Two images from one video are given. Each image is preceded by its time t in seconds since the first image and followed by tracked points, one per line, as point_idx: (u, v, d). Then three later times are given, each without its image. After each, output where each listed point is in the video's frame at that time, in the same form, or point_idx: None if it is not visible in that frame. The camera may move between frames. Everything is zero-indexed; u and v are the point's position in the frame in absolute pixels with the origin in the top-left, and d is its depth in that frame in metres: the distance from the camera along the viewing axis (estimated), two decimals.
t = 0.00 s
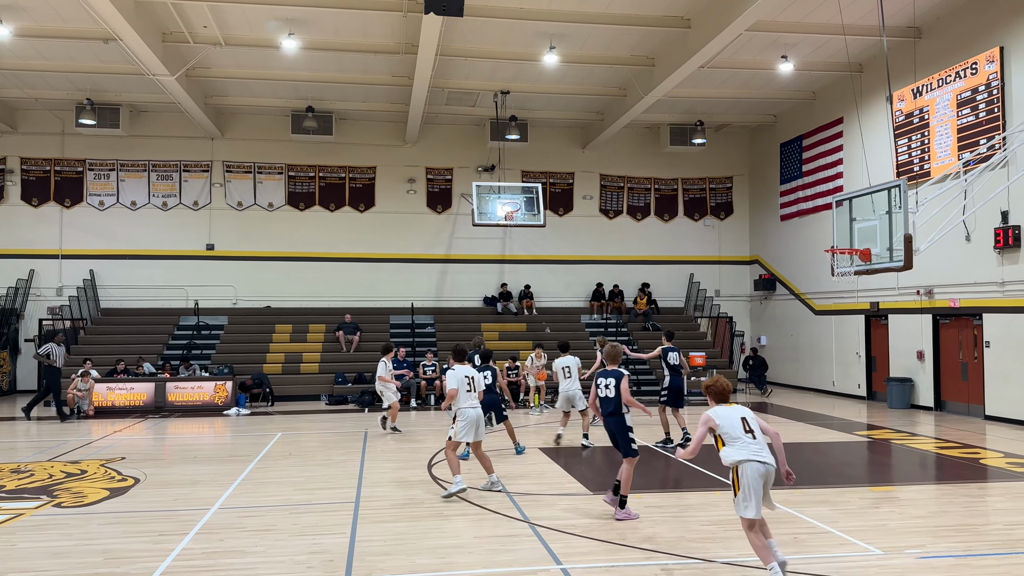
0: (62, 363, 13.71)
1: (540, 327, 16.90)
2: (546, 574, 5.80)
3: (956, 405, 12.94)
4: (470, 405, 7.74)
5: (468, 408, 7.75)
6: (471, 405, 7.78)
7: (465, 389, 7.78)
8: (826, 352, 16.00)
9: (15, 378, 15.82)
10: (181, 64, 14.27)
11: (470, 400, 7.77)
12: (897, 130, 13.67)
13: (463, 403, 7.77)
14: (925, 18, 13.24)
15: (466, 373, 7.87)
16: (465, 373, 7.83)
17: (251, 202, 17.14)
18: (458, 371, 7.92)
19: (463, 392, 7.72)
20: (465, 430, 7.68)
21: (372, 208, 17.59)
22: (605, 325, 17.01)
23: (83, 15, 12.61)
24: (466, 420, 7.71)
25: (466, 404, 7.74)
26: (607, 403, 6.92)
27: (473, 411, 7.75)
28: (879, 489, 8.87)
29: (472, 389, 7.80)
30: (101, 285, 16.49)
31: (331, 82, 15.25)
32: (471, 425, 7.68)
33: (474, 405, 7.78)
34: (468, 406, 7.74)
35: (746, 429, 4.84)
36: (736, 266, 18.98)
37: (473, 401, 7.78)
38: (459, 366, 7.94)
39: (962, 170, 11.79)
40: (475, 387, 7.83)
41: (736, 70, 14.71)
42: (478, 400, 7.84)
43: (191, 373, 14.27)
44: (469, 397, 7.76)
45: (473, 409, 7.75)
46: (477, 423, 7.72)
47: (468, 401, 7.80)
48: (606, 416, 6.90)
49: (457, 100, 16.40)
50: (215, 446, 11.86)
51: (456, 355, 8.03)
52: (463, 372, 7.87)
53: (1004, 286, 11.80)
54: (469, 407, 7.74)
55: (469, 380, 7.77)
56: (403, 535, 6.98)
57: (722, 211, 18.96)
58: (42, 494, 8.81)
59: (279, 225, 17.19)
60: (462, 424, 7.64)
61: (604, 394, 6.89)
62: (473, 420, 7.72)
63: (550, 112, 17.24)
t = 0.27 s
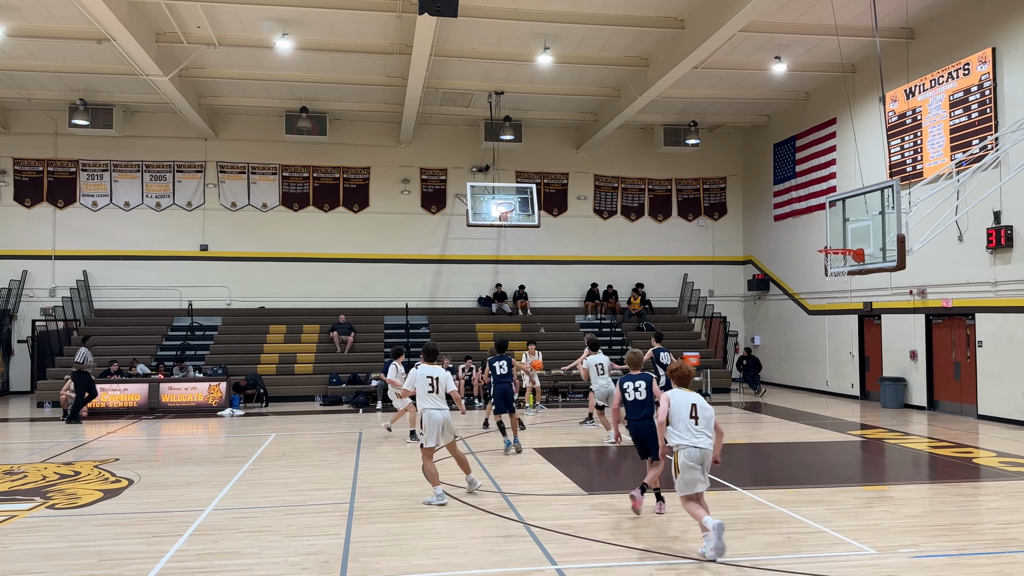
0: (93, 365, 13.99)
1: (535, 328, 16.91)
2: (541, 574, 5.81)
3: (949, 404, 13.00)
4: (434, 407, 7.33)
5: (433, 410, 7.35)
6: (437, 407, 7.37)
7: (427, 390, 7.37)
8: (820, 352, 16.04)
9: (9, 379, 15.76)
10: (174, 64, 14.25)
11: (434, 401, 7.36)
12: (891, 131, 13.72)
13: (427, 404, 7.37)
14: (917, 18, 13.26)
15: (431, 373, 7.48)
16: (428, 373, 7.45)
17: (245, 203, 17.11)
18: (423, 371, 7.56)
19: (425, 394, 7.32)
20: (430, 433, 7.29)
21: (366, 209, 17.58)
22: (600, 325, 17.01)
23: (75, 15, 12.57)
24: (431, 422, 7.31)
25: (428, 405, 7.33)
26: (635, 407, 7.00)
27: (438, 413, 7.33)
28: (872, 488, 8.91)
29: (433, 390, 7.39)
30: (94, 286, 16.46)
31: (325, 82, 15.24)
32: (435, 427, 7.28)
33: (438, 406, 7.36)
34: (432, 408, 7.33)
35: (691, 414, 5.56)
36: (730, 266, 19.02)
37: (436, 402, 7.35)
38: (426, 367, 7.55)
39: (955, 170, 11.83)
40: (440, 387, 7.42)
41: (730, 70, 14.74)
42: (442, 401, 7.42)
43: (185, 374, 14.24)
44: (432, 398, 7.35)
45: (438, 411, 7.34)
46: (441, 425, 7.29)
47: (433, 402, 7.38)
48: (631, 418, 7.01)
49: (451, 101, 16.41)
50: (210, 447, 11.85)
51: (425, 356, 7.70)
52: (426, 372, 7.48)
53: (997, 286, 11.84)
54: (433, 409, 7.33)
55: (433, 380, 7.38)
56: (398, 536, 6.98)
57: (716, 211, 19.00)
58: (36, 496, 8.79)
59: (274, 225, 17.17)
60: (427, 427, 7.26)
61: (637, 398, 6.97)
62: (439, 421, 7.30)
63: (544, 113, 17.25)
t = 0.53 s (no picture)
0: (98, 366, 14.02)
1: (539, 329, 16.90)
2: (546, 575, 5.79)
3: (955, 406, 12.95)
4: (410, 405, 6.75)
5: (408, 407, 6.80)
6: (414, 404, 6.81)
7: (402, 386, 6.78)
8: (825, 353, 16.01)
9: (14, 379, 15.82)
10: (180, 65, 14.28)
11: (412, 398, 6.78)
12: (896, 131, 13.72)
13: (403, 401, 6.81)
14: (923, 20, 13.28)
15: (409, 369, 6.84)
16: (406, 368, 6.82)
17: (250, 204, 17.15)
18: (401, 366, 6.92)
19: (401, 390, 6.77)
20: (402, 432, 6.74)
21: (371, 209, 17.60)
22: (604, 326, 16.99)
23: (81, 17, 12.61)
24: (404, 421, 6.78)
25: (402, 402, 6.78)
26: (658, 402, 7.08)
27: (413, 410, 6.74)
28: (877, 490, 8.89)
29: (410, 386, 6.79)
30: (99, 286, 16.50)
31: (331, 84, 15.27)
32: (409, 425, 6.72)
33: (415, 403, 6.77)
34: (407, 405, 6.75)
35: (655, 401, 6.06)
36: (734, 268, 19.00)
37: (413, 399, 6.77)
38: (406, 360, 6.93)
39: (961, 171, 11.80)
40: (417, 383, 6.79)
41: (735, 71, 14.72)
42: (412, 400, 6.73)
43: (191, 374, 14.27)
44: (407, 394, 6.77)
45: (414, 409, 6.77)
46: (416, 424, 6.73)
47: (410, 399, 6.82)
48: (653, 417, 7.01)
49: (456, 102, 16.41)
50: (215, 447, 11.87)
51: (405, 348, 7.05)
52: (404, 367, 6.84)
53: (1003, 288, 11.81)
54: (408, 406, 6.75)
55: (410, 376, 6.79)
56: (401, 537, 6.98)
57: (721, 212, 18.99)
58: (41, 496, 8.81)
59: (279, 226, 17.20)
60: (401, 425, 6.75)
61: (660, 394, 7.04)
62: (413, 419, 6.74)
63: (549, 114, 17.26)
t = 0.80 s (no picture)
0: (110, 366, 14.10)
1: (549, 330, 16.87)
2: None
3: (967, 410, 12.85)
4: (383, 416, 6.63)
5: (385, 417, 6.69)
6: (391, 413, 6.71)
7: (375, 397, 6.67)
8: (836, 356, 15.93)
9: (27, 379, 15.94)
10: (192, 67, 14.34)
11: (384, 409, 6.66)
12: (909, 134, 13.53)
13: (376, 411, 6.71)
14: (936, 22, 13.22)
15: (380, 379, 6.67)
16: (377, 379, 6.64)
17: (261, 205, 17.22)
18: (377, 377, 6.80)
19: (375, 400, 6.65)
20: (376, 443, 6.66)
21: (381, 211, 17.63)
22: (614, 329, 16.95)
23: (95, 19, 12.69)
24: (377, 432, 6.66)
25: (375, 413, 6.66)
26: (687, 402, 6.96)
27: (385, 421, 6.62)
28: (889, 494, 8.84)
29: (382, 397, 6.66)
30: (112, 287, 16.60)
31: (342, 86, 15.30)
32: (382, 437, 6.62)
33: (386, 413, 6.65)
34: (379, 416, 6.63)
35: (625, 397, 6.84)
36: (745, 270, 18.95)
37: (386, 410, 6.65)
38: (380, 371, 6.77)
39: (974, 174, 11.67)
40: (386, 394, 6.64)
41: (746, 73, 14.67)
42: (381, 410, 6.61)
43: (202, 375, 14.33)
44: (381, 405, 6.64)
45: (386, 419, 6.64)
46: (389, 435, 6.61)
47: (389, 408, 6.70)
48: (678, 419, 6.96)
49: (466, 104, 16.43)
50: (226, 447, 11.92)
51: (379, 357, 6.91)
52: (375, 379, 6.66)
53: (1016, 291, 11.71)
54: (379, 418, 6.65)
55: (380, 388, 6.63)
56: (411, 539, 6.98)
57: (731, 214, 18.93)
58: (54, 495, 8.87)
59: (290, 227, 17.25)
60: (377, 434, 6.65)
61: (691, 395, 6.94)
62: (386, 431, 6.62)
63: (559, 116, 17.24)
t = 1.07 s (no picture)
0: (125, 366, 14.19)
1: (562, 333, 16.84)
2: None
3: (983, 414, 12.74)
4: (366, 412, 6.56)
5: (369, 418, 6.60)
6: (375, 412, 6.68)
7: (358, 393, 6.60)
8: (850, 360, 15.83)
9: (44, 378, 16.09)
10: (207, 69, 14.41)
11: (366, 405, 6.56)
12: (925, 136, 13.14)
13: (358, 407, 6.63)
14: (953, 23, 13.12)
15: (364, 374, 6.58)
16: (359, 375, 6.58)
17: (276, 206, 17.30)
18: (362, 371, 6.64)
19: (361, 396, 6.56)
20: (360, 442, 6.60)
21: (395, 213, 17.67)
22: (628, 331, 16.92)
23: (113, 22, 12.79)
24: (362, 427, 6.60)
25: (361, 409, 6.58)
26: (709, 404, 7.00)
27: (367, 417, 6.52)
28: (904, 499, 8.76)
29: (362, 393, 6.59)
30: (128, 287, 16.73)
31: (357, 88, 15.35)
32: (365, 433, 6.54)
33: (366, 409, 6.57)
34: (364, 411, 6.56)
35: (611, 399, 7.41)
36: (759, 273, 18.86)
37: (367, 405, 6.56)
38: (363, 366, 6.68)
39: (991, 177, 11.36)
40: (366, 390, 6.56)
41: (760, 75, 14.61)
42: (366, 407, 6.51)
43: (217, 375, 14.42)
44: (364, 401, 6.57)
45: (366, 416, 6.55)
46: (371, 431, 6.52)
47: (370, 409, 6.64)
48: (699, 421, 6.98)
49: (480, 106, 16.45)
50: (239, 447, 11.98)
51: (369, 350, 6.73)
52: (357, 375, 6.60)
53: None
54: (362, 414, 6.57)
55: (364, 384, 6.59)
56: (425, 540, 7.00)
57: (745, 216, 18.86)
58: (70, 493, 8.94)
59: (304, 228, 17.33)
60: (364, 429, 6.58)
61: (713, 396, 7.03)
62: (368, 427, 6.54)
63: (573, 117, 17.23)
